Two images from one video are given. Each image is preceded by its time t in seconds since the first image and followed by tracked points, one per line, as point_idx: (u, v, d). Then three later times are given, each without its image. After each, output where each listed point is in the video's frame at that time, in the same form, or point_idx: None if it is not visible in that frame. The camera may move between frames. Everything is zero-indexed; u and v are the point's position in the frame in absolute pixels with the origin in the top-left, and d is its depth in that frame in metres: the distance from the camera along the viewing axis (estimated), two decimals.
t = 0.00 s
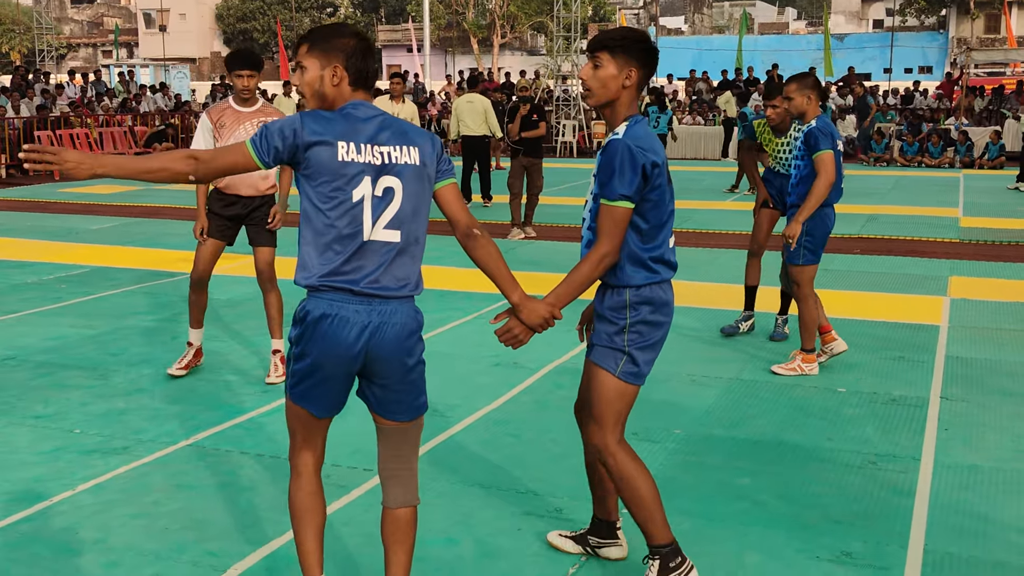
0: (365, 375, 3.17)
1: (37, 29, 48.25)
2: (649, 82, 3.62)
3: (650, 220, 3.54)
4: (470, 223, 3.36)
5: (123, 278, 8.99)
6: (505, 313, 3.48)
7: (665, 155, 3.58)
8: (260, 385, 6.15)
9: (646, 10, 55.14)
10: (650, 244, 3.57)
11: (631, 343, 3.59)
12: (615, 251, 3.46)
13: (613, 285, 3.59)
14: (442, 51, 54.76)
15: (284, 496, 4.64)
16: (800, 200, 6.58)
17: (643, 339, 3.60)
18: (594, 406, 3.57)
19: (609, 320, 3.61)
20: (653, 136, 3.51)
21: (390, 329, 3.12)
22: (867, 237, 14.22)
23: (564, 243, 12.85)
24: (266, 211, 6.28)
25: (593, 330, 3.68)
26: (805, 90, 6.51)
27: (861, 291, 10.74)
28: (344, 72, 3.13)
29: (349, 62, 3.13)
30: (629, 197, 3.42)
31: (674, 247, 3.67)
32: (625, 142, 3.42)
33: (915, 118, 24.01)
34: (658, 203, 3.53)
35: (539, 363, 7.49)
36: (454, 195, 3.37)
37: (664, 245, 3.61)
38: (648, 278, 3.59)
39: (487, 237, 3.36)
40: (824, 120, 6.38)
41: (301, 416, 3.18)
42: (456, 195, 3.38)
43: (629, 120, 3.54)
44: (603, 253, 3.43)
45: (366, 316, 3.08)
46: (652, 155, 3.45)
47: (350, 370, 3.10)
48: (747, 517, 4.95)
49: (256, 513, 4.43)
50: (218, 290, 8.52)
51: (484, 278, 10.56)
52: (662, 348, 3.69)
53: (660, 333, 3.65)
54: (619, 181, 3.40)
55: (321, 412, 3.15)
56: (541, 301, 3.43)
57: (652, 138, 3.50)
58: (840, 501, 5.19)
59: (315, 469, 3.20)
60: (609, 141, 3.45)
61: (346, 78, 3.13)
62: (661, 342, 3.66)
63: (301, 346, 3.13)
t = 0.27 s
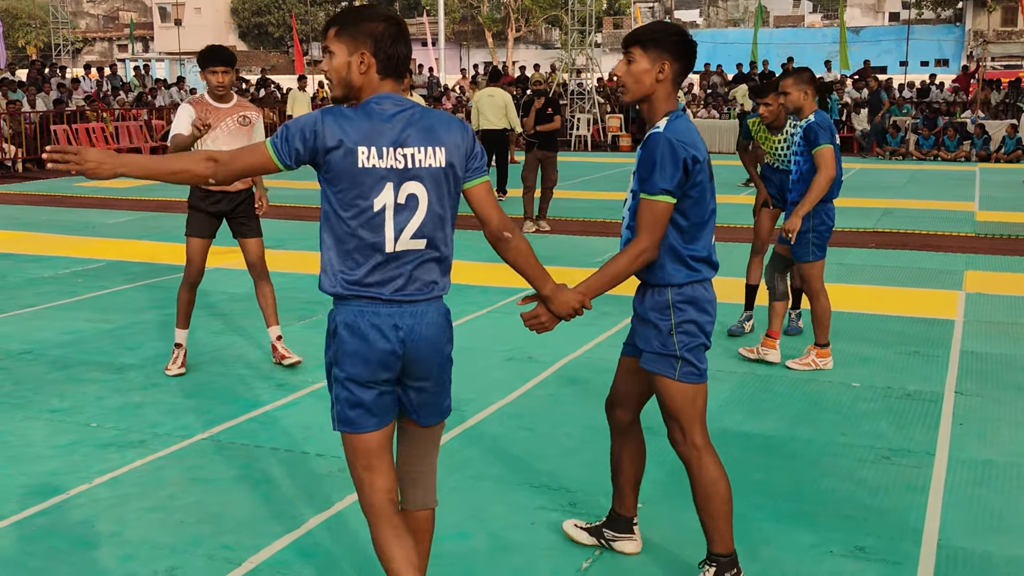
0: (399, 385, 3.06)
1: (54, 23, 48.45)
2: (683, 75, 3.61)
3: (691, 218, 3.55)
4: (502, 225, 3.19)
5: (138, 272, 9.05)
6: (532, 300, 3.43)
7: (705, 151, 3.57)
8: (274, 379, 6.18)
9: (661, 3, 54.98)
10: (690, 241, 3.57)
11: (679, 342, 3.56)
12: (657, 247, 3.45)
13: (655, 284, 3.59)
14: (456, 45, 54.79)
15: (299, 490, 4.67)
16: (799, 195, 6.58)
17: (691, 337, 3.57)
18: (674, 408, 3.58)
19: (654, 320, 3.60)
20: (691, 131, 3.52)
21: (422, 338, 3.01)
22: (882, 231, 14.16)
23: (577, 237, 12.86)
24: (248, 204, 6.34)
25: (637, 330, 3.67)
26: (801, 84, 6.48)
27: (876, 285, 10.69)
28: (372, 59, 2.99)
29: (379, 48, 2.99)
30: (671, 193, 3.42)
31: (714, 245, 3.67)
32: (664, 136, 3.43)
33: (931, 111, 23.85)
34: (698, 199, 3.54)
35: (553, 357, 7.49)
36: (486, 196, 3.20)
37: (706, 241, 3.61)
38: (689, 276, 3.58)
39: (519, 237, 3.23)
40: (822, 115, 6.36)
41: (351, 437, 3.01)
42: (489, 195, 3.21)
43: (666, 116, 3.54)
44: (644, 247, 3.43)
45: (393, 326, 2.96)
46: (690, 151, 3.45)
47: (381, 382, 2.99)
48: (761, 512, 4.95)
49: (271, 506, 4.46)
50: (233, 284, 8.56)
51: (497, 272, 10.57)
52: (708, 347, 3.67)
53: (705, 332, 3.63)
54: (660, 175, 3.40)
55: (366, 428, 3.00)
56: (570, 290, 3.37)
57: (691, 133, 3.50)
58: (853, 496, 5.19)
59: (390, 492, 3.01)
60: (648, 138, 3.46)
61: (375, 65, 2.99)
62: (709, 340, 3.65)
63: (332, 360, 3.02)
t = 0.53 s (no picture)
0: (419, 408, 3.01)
1: (60, 22, 48.54)
2: (703, 72, 3.61)
3: (712, 217, 3.55)
4: (516, 239, 3.12)
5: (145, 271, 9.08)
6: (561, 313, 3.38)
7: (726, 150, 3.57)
8: (279, 378, 6.19)
9: (666, 1, 54.91)
10: (711, 240, 3.57)
11: (701, 342, 3.57)
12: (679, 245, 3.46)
13: (676, 283, 3.60)
14: (462, 44, 54.80)
15: (305, 489, 4.69)
16: (788, 194, 6.53)
17: (713, 337, 3.58)
18: (697, 408, 3.60)
19: (675, 320, 3.61)
20: (711, 129, 3.51)
21: (441, 360, 2.97)
22: (887, 230, 14.13)
23: (582, 236, 12.86)
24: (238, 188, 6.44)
25: (660, 330, 3.68)
26: (787, 83, 6.44)
27: (881, 284, 10.68)
28: (371, 79, 2.94)
29: (378, 66, 2.94)
30: (690, 192, 3.43)
31: (736, 244, 3.66)
32: (682, 134, 3.43)
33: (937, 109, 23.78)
34: (718, 198, 3.54)
35: (557, 356, 7.50)
36: (498, 213, 3.15)
37: (727, 240, 3.61)
38: (710, 276, 3.58)
39: (535, 252, 3.15)
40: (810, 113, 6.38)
41: (375, 469, 2.91)
42: (498, 213, 3.13)
43: (687, 114, 3.53)
44: (666, 246, 3.43)
45: (412, 348, 2.91)
46: (710, 149, 3.45)
47: (405, 406, 2.91)
48: (765, 511, 4.95)
49: (276, 506, 4.48)
50: (238, 283, 8.59)
51: (502, 271, 10.58)
52: (731, 346, 3.66)
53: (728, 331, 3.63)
54: (678, 173, 3.41)
55: (390, 457, 2.90)
56: (598, 298, 3.34)
57: (711, 130, 3.50)
58: (858, 495, 5.19)
59: (417, 524, 2.87)
60: (667, 137, 3.45)
61: (374, 84, 2.94)
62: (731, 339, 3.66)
63: (349, 389, 2.94)
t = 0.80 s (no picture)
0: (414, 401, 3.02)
1: (58, 24, 48.51)
2: (703, 73, 3.59)
3: (706, 218, 3.54)
4: (504, 246, 3.09)
5: (143, 273, 9.08)
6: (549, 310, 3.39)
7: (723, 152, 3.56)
8: (278, 380, 6.19)
9: (665, 3, 54.90)
10: (704, 241, 3.57)
11: (693, 343, 3.57)
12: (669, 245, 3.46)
13: (668, 283, 3.61)
14: (460, 45, 54.82)
15: (303, 491, 4.68)
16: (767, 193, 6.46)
17: (703, 337, 3.58)
18: (690, 407, 3.61)
19: (668, 321, 3.62)
20: (706, 130, 3.50)
21: (432, 354, 2.96)
22: (886, 231, 14.13)
23: (581, 237, 12.87)
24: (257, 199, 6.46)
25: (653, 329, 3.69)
26: (770, 81, 6.41)
27: (880, 285, 10.69)
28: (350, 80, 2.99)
29: (354, 65, 2.97)
30: (681, 193, 3.43)
31: (730, 245, 3.65)
32: (676, 136, 3.43)
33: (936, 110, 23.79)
34: (712, 200, 3.53)
35: (556, 357, 7.50)
36: (490, 221, 3.08)
37: (720, 240, 3.60)
38: (702, 277, 3.58)
39: (523, 258, 3.12)
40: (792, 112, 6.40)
41: (373, 461, 2.91)
42: (491, 218, 3.09)
43: (685, 114, 3.53)
44: (655, 247, 3.43)
45: (400, 343, 2.91)
46: (702, 150, 3.45)
47: (397, 400, 2.92)
48: (765, 512, 4.95)
49: (274, 507, 4.47)
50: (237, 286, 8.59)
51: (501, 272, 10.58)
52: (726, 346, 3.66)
53: (721, 332, 3.63)
54: (671, 174, 3.41)
55: (388, 447, 2.90)
56: (586, 297, 3.36)
57: (705, 132, 3.49)
58: (857, 496, 5.19)
59: (419, 518, 2.84)
60: (661, 137, 3.46)
61: (352, 84, 2.99)
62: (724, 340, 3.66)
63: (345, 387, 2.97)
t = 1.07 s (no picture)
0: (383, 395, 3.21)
1: (57, 29, 48.55)
2: (673, 83, 3.59)
3: (675, 229, 3.57)
4: (474, 262, 3.24)
5: (141, 277, 9.09)
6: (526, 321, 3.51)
7: (692, 161, 3.57)
8: (275, 385, 6.19)
9: (663, 8, 55.13)
10: (677, 251, 3.59)
11: (673, 348, 3.59)
12: (638, 256, 3.52)
13: (647, 292, 3.64)
14: (459, 50, 54.91)
15: (300, 496, 4.69)
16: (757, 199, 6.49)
17: (683, 342, 3.59)
18: (677, 412, 3.62)
19: (649, 329, 3.64)
20: (671, 141, 3.53)
21: (392, 350, 3.14)
22: (884, 235, 14.16)
23: (579, 242, 12.89)
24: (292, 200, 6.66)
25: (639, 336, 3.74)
26: (763, 86, 6.40)
27: (878, 290, 10.71)
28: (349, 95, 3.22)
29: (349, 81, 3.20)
30: (645, 203, 3.48)
31: (708, 250, 3.65)
32: (636, 148, 3.50)
33: (933, 114, 23.84)
34: (681, 209, 3.55)
35: (554, 362, 7.52)
36: (461, 234, 3.22)
37: (696, 250, 3.61)
38: (678, 284, 3.60)
39: (492, 273, 3.25)
40: (782, 119, 6.36)
41: (335, 451, 3.19)
42: (464, 233, 3.23)
43: (654, 128, 3.59)
44: (624, 258, 3.50)
45: (362, 339, 3.12)
46: (663, 162, 3.49)
47: (359, 392, 3.13)
48: (762, 518, 4.96)
49: (272, 513, 4.49)
50: (235, 290, 8.60)
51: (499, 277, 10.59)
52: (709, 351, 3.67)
53: (702, 337, 3.63)
54: (631, 188, 3.47)
55: (345, 441, 3.17)
56: (559, 305, 3.47)
57: (670, 143, 3.52)
58: (854, 501, 5.20)
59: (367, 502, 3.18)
60: (624, 151, 3.53)
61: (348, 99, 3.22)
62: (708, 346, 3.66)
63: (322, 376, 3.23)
